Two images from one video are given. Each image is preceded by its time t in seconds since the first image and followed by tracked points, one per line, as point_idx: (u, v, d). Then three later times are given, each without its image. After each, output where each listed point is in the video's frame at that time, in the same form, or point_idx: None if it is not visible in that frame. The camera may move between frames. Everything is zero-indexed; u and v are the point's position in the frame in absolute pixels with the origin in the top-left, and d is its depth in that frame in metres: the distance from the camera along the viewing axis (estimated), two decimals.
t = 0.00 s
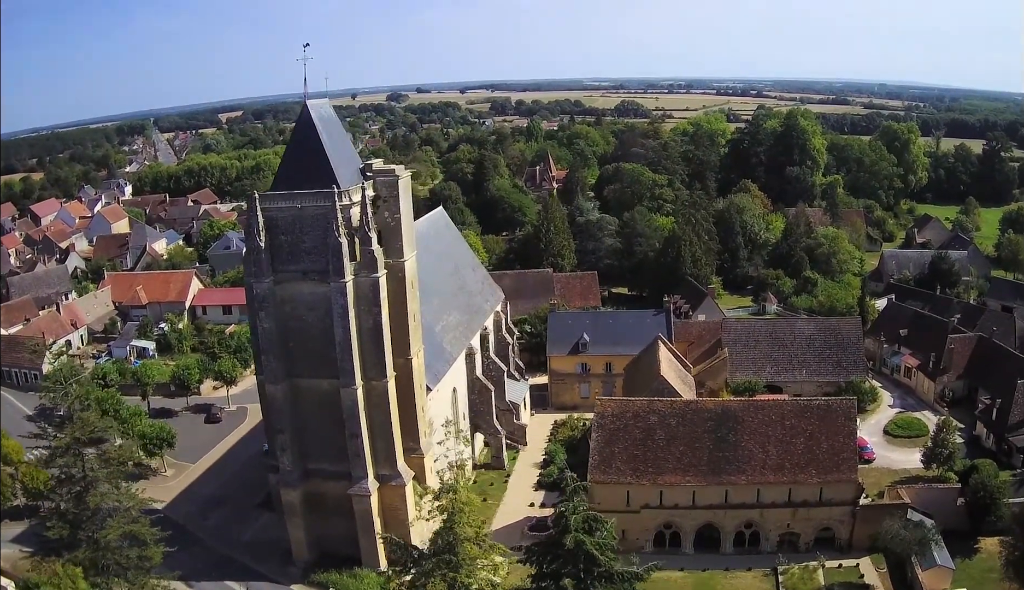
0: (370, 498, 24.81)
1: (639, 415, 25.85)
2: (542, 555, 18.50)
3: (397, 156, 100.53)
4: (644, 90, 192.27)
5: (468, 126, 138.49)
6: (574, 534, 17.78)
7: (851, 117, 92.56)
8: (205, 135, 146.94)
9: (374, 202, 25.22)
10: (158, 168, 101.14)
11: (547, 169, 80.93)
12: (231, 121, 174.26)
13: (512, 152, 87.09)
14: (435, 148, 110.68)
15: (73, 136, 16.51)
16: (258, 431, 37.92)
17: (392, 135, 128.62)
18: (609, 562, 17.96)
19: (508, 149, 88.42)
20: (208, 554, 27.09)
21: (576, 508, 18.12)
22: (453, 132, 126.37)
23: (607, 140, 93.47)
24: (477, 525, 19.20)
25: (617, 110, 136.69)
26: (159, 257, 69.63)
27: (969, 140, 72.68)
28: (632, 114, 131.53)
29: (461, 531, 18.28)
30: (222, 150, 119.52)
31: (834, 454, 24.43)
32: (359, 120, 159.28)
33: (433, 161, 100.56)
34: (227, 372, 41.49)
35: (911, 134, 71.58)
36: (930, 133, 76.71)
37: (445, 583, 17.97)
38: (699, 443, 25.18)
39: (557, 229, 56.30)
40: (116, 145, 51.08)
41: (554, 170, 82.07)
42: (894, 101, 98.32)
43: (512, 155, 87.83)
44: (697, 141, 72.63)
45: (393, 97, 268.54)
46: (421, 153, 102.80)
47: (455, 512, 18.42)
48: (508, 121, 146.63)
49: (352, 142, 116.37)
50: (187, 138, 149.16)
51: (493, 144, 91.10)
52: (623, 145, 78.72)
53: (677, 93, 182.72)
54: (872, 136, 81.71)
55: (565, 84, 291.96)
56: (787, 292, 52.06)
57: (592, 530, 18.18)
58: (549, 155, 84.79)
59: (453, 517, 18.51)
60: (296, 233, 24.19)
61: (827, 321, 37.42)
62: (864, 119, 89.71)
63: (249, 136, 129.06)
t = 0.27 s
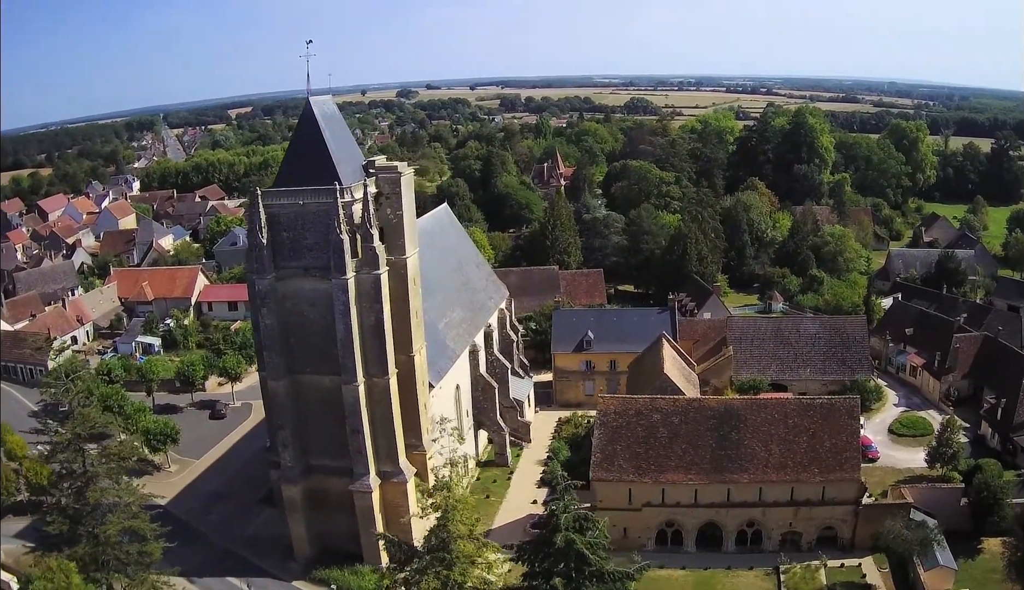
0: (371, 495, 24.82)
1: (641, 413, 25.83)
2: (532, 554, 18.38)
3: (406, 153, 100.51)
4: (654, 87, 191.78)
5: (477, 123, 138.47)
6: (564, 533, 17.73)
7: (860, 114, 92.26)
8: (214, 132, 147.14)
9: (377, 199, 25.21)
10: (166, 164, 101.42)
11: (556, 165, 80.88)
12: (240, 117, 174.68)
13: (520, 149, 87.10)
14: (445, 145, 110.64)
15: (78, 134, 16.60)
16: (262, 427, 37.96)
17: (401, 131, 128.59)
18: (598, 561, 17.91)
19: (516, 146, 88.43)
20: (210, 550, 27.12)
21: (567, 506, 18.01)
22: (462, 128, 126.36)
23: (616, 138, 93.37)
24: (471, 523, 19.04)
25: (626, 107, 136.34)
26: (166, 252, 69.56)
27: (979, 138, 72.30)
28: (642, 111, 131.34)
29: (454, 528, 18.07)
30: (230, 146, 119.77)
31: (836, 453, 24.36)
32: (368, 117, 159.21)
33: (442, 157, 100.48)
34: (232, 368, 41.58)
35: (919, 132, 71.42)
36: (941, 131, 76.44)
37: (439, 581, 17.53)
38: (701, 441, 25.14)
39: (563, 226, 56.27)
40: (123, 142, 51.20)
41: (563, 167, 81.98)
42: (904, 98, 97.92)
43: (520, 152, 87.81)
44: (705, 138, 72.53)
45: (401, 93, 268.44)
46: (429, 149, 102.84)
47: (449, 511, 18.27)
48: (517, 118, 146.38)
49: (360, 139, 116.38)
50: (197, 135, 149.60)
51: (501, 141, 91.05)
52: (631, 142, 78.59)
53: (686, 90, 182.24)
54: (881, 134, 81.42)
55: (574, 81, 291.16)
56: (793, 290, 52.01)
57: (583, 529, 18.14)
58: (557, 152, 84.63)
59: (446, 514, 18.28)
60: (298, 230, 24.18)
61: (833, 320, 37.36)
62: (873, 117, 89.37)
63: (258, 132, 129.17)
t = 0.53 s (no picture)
0: (375, 490, 24.85)
1: (647, 411, 25.79)
2: (526, 551, 18.76)
3: (418, 148, 100.45)
4: (667, 83, 190.80)
5: (489, 118, 138.26)
6: (557, 530, 18.11)
7: (874, 111, 91.66)
8: (227, 126, 147.50)
9: (383, 194, 25.18)
10: (177, 158, 101.68)
11: (567, 162, 80.32)
12: (252, 111, 175.00)
13: (532, 145, 86.98)
14: (457, 140, 110.49)
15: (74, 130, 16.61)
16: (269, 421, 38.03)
17: (414, 126, 128.48)
18: (591, 558, 18.22)
19: (528, 142, 88.31)
20: (215, 544, 27.22)
21: (561, 504, 18.33)
22: (474, 124, 126.17)
23: (628, 134, 93.10)
24: (468, 519, 19.04)
25: (640, 103, 135.79)
26: (177, 245, 69.73)
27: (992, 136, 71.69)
28: (654, 107, 130.91)
29: (450, 524, 18.15)
30: (243, 141, 120.04)
31: (842, 452, 24.24)
32: (380, 112, 159.16)
33: (454, 152, 100.34)
34: (240, 363, 41.70)
35: (931, 130, 70.96)
36: (954, 128, 75.92)
37: (435, 578, 17.91)
38: (707, 439, 25.07)
39: (573, 222, 56.16)
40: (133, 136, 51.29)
41: (574, 163, 81.75)
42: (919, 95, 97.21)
43: (532, 148, 87.67)
44: (716, 134, 72.23)
45: (413, 89, 268.15)
46: (441, 144, 102.77)
47: (445, 508, 18.35)
48: (530, 114, 145.99)
49: (372, 134, 116.43)
50: (209, 129, 149.91)
51: (513, 137, 90.91)
52: (643, 139, 78.32)
53: (699, 87, 181.40)
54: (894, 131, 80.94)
55: (587, 77, 290.06)
56: (803, 287, 51.81)
57: (577, 527, 18.48)
58: (569, 148, 84.40)
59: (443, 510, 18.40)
60: (304, 225, 24.19)
61: (842, 318, 37.20)
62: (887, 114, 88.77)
63: (270, 127, 129.32)
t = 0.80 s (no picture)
0: (382, 484, 24.89)
1: (656, 407, 25.71)
2: (523, 549, 18.28)
3: (432, 142, 100.37)
4: (683, 78, 189.67)
5: (504, 113, 138.04)
6: (554, 527, 17.57)
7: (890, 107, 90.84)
8: (243, 120, 147.91)
9: (392, 189, 25.18)
10: (192, 152, 101.99)
11: (581, 157, 80.05)
12: (268, 105, 175.45)
13: (547, 139, 86.78)
14: (472, 135, 110.33)
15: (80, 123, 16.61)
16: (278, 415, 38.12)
17: (430, 120, 128.31)
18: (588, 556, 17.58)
19: (542, 137, 88.11)
20: (223, 536, 27.35)
21: (557, 500, 17.82)
22: (490, 118, 125.95)
23: (643, 129, 92.73)
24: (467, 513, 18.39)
25: (655, 99, 135.15)
26: (190, 238, 69.84)
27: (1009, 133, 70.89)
28: (670, 103, 130.33)
29: (450, 519, 17.51)
30: (258, 134, 120.36)
31: (850, 450, 24.09)
32: (395, 106, 159.19)
33: (469, 147, 100.20)
34: (250, 356, 41.87)
35: (946, 127, 70.35)
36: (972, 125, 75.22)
37: (433, 574, 17.22)
38: (715, 435, 24.97)
39: (587, 217, 55.96)
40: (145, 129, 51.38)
41: (589, 158, 81.49)
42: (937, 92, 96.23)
43: (547, 143, 87.49)
44: (731, 131, 71.82)
45: (428, 83, 267.94)
46: (456, 139, 102.68)
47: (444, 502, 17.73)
48: (546, 109, 145.53)
49: (387, 129, 116.49)
50: (225, 123, 150.45)
51: (528, 132, 90.72)
52: (657, 134, 77.98)
53: (716, 83, 180.27)
54: (910, 128, 80.26)
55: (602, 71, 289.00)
56: (816, 284, 51.52)
57: (574, 524, 17.86)
58: (584, 143, 84.15)
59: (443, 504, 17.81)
60: (313, 219, 24.20)
61: (853, 315, 36.99)
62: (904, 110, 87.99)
63: (286, 121, 129.56)
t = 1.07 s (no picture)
0: (391, 477, 24.95)
1: (666, 402, 25.62)
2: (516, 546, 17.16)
3: (448, 137, 100.30)
4: (702, 73, 188.39)
5: (520, 107, 137.68)
6: (550, 523, 16.29)
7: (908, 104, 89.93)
8: (260, 113, 148.38)
9: (404, 183, 25.17)
10: (208, 145, 102.24)
11: (598, 151, 79.71)
12: (285, 99, 175.72)
13: (563, 134, 86.53)
14: (489, 129, 110.10)
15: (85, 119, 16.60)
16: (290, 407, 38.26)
17: (447, 114, 128.12)
18: (585, 553, 16.34)
19: (559, 131, 87.90)
20: (232, 528, 27.51)
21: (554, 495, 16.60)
22: (506, 113, 125.69)
23: (660, 124, 92.31)
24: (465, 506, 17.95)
25: (673, 94, 134.44)
26: (205, 231, 70.08)
27: None
28: (687, 98, 129.67)
29: (450, 514, 17.26)
30: (274, 127, 120.58)
31: (860, 448, 23.91)
32: (412, 101, 159.24)
33: (486, 141, 100.05)
34: (263, 349, 42.06)
35: (962, 125, 69.64)
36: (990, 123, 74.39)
37: (430, 569, 16.82)
38: (725, 432, 24.86)
39: (602, 212, 55.69)
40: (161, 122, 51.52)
41: (605, 153, 81.17)
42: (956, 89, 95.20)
43: (564, 137, 87.27)
44: (747, 126, 71.32)
45: (445, 76, 267.56)
46: (473, 133, 102.51)
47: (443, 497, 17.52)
48: (563, 103, 144.99)
49: (403, 123, 116.49)
50: (242, 116, 150.82)
51: (544, 126, 90.48)
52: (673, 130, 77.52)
53: (734, 78, 178.97)
54: (927, 125, 79.50)
55: (619, 66, 287.61)
56: (830, 281, 51.20)
57: (570, 520, 16.63)
58: (600, 138, 83.82)
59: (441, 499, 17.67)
60: (324, 213, 24.23)
61: (867, 313, 36.72)
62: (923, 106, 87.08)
63: (303, 114, 129.90)
